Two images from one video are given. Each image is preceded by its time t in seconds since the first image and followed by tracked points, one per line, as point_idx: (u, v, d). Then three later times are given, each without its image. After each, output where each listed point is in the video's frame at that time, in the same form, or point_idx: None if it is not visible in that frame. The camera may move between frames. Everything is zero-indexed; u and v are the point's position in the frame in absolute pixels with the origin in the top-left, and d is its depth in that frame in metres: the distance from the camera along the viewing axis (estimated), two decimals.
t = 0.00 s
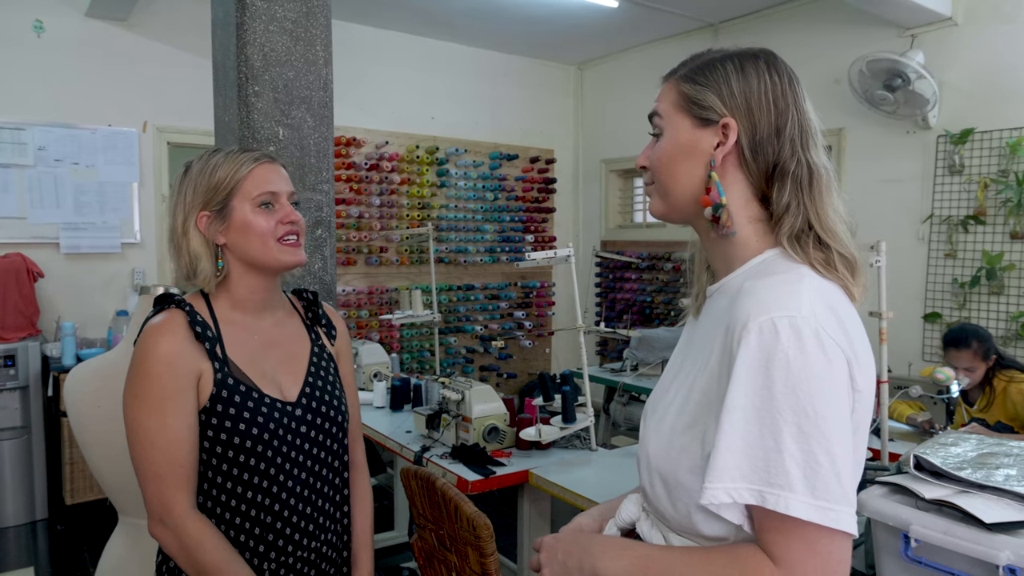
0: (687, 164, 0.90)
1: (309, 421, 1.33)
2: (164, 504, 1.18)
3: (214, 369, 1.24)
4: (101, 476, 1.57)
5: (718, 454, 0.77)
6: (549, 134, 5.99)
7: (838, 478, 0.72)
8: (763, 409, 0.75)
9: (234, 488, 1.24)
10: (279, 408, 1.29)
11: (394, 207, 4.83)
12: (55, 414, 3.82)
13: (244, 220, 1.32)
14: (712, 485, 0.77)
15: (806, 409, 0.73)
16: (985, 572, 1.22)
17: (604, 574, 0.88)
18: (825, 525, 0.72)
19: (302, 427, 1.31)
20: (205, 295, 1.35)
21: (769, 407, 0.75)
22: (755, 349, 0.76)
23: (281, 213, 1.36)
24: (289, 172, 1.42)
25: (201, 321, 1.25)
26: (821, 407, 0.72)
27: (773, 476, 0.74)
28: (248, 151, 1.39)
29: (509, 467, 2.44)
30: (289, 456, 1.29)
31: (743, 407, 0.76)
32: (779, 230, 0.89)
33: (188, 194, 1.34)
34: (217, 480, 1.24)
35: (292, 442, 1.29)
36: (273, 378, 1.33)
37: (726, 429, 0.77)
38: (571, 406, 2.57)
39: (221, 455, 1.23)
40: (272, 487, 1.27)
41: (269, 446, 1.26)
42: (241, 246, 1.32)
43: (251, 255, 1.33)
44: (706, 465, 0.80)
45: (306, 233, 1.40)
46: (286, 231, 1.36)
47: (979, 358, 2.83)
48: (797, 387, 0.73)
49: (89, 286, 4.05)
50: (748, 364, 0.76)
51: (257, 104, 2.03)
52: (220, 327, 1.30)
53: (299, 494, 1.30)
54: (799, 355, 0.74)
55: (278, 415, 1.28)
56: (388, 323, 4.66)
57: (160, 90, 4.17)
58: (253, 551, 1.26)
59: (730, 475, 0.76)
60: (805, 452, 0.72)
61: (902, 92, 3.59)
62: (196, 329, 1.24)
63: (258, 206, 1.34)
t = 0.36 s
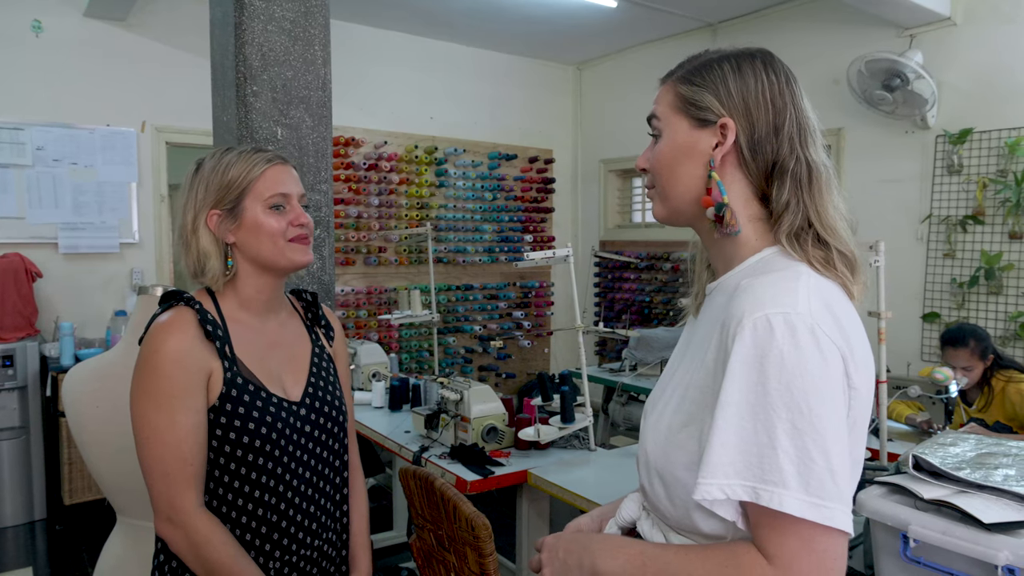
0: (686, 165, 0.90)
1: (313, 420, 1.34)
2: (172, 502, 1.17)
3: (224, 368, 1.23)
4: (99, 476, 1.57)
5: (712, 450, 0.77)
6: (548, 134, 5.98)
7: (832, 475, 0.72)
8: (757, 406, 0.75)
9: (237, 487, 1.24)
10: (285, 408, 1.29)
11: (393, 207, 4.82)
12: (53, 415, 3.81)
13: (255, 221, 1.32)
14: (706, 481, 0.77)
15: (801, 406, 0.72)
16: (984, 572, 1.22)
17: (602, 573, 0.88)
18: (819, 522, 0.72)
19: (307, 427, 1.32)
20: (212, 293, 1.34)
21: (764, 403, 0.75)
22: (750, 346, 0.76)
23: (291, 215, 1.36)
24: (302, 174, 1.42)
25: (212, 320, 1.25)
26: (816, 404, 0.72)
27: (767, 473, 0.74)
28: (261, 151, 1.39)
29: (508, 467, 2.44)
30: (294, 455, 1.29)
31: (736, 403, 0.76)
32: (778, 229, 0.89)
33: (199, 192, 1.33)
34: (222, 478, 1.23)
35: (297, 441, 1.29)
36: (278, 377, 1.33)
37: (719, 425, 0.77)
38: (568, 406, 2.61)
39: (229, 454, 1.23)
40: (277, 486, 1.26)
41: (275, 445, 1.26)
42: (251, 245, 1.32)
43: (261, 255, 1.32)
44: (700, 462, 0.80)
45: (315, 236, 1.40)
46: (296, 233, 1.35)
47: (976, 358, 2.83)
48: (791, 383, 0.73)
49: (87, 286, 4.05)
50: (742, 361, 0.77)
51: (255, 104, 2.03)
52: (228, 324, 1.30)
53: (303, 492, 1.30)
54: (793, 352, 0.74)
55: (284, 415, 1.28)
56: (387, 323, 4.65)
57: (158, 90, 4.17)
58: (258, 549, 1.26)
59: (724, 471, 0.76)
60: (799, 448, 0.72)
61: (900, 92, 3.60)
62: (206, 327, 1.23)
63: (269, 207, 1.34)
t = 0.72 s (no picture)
0: (691, 164, 0.90)
1: (311, 420, 1.33)
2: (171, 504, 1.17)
3: (221, 368, 1.23)
4: (98, 476, 1.57)
5: (712, 448, 0.77)
6: (547, 134, 5.98)
7: (832, 475, 0.71)
8: (757, 404, 0.75)
9: (236, 487, 1.24)
10: (283, 407, 1.29)
11: (392, 207, 4.82)
12: (52, 415, 3.81)
13: (252, 221, 1.32)
14: (706, 479, 0.77)
15: (801, 405, 0.72)
16: (984, 573, 1.21)
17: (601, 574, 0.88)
18: (819, 522, 0.72)
19: (305, 427, 1.32)
20: (207, 293, 1.33)
21: (765, 402, 0.75)
22: (751, 345, 0.76)
23: (289, 216, 1.36)
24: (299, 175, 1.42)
25: (208, 320, 1.25)
26: (816, 404, 0.72)
27: (767, 472, 0.74)
28: (258, 152, 1.39)
29: (508, 467, 2.44)
30: (294, 455, 1.29)
31: (737, 402, 0.76)
32: (782, 228, 0.89)
33: (196, 192, 1.33)
34: (220, 479, 1.23)
35: (296, 440, 1.29)
36: (276, 376, 1.33)
37: (720, 424, 0.77)
38: (568, 406, 2.61)
39: (228, 455, 1.23)
40: (275, 486, 1.26)
41: (274, 445, 1.26)
42: (248, 245, 1.32)
43: (257, 256, 1.32)
44: (700, 460, 0.80)
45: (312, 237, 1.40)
46: (294, 234, 1.36)
47: (976, 357, 2.83)
48: (792, 382, 0.73)
49: (87, 286, 4.05)
50: (742, 360, 0.77)
51: (254, 103, 2.03)
52: (222, 324, 1.29)
53: (303, 492, 1.30)
54: (794, 352, 0.74)
55: (282, 415, 1.28)
56: (386, 323, 4.65)
57: (157, 90, 4.17)
58: (259, 550, 1.26)
59: (723, 470, 0.76)
60: (799, 447, 0.72)
61: (900, 92, 3.60)
62: (203, 328, 1.23)
63: (267, 208, 1.34)
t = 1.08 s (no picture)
0: (687, 168, 0.90)
1: (310, 420, 1.34)
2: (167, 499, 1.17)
3: (223, 367, 1.23)
4: (98, 476, 1.57)
5: (717, 450, 0.77)
6: (547, 134, 5.99)
7: (837, 476, 0.72)
8: (762, 406, 0.75)
9: (236, 487, 1.24)
10: (283, 407, 1.29)
11: (392, 207, 4.82)
12: (52, 415, 3.81)
13: (247, 221, 1.32)
14: (712, 481, 0.77)
15: (806, 406, 0.73)
16: (983, 572, 1.22)
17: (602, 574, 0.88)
18: (824, 522, 0.72)
19: (304, 427, 1.32)
20: (206, 294, 1.34)
21: (770, 404, 0.75)
22: (755, 347, 0.76)
23: (284, 214, 1.36)
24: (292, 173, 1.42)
25: (211, 319, 1.26)
26: (821, 404, 0.72)
27: (772, 473, 0.74)
28: (251, 151, 1.39)
29: (508, 467, 2.44)
30: (294, 455, 1.29)
31: (742, 403, 0.76)
32: (779, 229, 0.89)
33: (190, 193, 1.33)
34: (220, 478, 1.24)
35: (295, 440, 1.29)
36: (274, 375, 1.33)
37: (725, 426, 0.77)
38: (568, 406, 2.62)
39: (228, 454, 1.23)
40: (276, 486, 1.26)
41: (274, 444, 1.26)
42: (243, 245, 1.32)
43: (253, 255, 1.32)
44: (705, 462, 0.80)
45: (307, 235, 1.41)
46: (289, 232, 1.36)
47: (976, 356, 2.83)
48: (796, 384, 0.73)
49: (87, 286, 4.05)
50: (746, 361, 0.77)
51: (254, 103, 2.03)
52: (227, 327, 1.30)
53: (303, 492, 1.30)
54: (798, 354, 0.74)
55: (282, 415, 1.28)
56: (386, 323, 4.65)
57: (157, 90, 4.17)
58: (260, 549, 1.26)
59: (729, 471, 0.76)
60: (804, 449, 0.73)
61: (900, 92, 3.60)
62: (206, 326, 1.24)
63: (262, 207, 1.34)
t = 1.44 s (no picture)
0: (686, 167, 0.90)
1: (307, 422, 1.34)
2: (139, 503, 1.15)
3: (216, 369, 1.23)
4: (97, 476, 1.57)
5: (715, 449, 0.77)
6: (547, 134, 5.98)
7: (834, 476, 0.72)
8: (759, 406, 0.75)
9: (230, 488, 1.24)
10: (278, 408, 1.29)
11: (391, 207, 4.82)
12: (52, 415, 3.80)
13: (251, 220, 1.32)
14: (709, 482, 0.77)
15: (803, 406, 0.73)
16: (981, 572, 1.22)
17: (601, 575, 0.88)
18: (821, 522, 0.72)
19: (300, 429, 1.32)
20: (208, 294, 1.33)
21: (767, 404, 0.75)
22: (752, 346, 0.76)
23: (288, 214, 1.36)
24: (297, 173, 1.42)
25: (211, 319, 1.26)
26: (817, 404, 0.72)
27: (770, 473, 0.74)
28: (256, 151, 1.39)
29: (508, 467, 2.44)
30: (289, 457, 1.29)
31: (738, 403, 0.77)
32: (777, 230, 0.90)
33: (193, 192, 1.33)
34: (209, 477, 1.23)
35: (290, 442, 1.29)
36: (272, 377, 1.33)
37: (722, 425, 0.77)
38: (567, 406, 2.63)
39: (221, 455, 1.23)
40: (270, 486, 1.26)
41: (269, 446, 1.26)
42: (246, 245, 1.32)
43: (255, 255, 1.32)
44: (703, 462, 0.80)
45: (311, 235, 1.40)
46: (293, 232, 1.36)
47: (979, 350, 2.83)
48: (793, 384, 0.73)
49: (86, 286, 4.05)
50: (744, 361, 0.77)
51: (254, 103, 2.03)
52: (223, 327, 1.29)
53: (298, 493, 1.30)
54: (795, 354, 0.74)
55: (277, 416, 1.28)
56: (385, 323, 4.65)
57: (157, 90, 4.17)
58: (248, 549, 1.25)
59: (727, 471, 0.76)
60: (801, 448, 0.73)
61: (899, 92, 3.61)
62: (205, 325, 1.24)
63: (265, 207, 1.34)
